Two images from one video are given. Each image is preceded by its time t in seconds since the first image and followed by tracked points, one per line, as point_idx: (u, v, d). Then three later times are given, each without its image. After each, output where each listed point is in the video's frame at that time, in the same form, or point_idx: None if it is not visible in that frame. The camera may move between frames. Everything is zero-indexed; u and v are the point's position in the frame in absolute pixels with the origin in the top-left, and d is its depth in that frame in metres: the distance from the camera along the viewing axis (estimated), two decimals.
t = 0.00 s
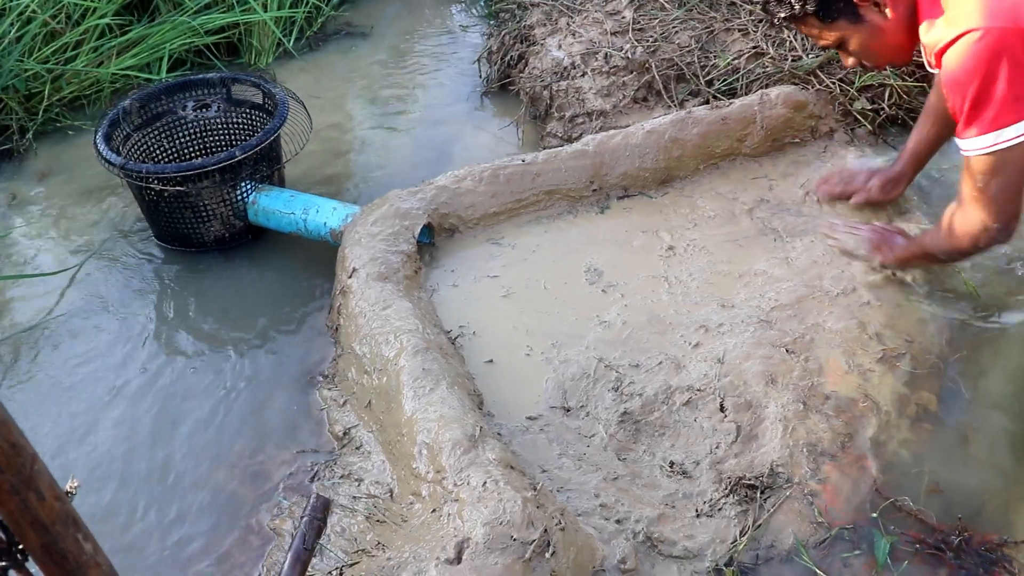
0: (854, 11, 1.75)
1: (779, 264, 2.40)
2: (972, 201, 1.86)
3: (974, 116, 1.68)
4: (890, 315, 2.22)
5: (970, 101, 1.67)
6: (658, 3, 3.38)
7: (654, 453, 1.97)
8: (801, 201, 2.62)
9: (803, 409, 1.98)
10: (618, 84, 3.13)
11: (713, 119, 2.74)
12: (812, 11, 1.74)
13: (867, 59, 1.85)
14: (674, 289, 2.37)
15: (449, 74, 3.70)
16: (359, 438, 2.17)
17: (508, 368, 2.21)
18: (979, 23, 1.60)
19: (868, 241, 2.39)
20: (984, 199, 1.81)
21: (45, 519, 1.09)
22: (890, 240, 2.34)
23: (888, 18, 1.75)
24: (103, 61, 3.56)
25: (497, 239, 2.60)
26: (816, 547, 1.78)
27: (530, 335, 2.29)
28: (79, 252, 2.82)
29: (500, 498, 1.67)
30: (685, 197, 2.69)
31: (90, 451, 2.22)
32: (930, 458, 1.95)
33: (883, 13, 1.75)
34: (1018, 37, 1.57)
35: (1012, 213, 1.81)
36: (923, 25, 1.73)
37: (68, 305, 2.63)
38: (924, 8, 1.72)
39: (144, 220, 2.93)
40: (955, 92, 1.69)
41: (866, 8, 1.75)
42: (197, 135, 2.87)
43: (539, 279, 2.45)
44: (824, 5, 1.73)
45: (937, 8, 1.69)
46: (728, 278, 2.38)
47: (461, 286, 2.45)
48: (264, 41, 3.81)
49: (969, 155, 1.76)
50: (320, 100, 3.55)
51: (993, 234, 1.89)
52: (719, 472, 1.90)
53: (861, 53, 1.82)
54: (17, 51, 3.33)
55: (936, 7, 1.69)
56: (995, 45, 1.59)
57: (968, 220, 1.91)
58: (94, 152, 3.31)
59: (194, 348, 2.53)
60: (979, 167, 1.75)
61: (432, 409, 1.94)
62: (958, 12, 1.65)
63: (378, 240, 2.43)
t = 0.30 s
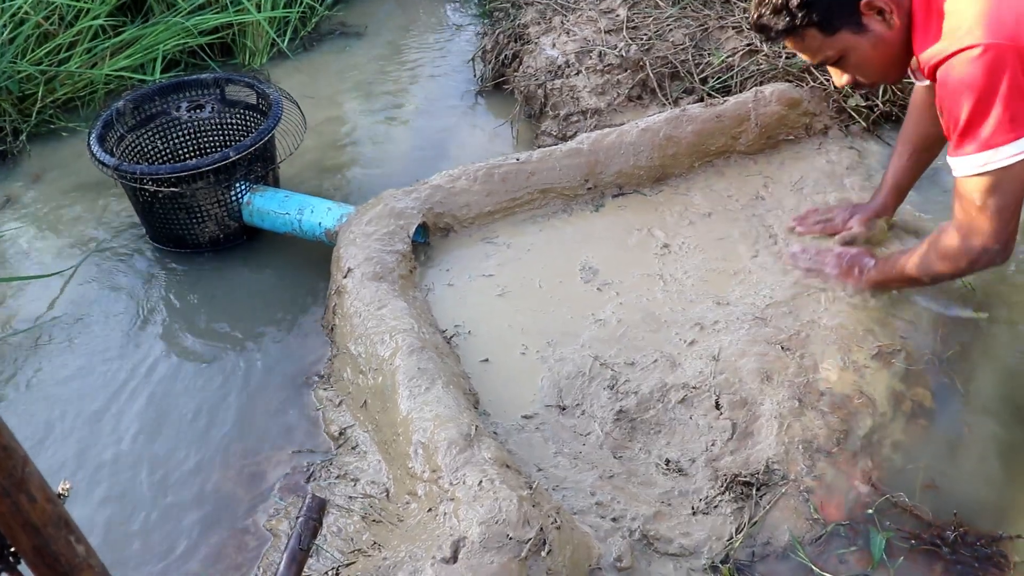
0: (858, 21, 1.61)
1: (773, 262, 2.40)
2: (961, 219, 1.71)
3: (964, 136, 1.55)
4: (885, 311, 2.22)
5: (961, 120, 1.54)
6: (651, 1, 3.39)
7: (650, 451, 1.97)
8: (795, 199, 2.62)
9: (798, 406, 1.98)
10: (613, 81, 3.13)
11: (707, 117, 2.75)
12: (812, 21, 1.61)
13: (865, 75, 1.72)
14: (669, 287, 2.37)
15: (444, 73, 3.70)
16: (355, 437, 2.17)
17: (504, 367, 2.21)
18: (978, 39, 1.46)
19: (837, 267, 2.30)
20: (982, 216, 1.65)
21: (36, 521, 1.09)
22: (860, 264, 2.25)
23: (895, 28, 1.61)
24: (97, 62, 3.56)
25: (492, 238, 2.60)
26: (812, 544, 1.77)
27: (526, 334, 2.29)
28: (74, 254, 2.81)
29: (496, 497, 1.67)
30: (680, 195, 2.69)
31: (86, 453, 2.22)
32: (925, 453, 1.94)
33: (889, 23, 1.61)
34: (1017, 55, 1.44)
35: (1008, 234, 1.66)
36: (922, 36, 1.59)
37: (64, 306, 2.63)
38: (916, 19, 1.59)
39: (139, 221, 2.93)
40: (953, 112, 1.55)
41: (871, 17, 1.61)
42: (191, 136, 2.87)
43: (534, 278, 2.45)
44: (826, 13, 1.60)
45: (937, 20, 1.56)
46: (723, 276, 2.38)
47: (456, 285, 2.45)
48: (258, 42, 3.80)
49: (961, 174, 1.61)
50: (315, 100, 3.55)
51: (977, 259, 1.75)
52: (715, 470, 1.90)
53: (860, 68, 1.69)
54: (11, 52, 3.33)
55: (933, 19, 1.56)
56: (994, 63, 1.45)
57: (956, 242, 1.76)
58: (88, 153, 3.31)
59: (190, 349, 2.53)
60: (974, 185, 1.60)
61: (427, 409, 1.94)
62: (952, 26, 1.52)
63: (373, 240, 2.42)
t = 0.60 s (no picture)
0: (857, 47, 1.46)
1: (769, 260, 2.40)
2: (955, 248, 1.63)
3: (970, 162, 1.44)
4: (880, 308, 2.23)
5: (968, 146, 1.43)
6: None
7: (646, 447, 1.97)
8: (791, 196, 2.62)
9: (794, 403, 1.98)
10: (608, 79, 3.13)
11: (702, 114, 2.75)
12: (808, 44, 1.45)
13: (861, 102, 1.57)
14: (664, 284, 2.37)
15: (439, 71, 3.69)
16: (351, 436, 2.16)
17: (500, 364, 2.21)
18: (991, 58, 1.35)
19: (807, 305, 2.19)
20: (978, 248, 1.57)
21: (29, 521, 1.09)
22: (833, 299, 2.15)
23: (895, 54, 1.47)
24: (91, 61, 3.55)
25: (488, 236, 2.59)
26: (807, 540, 1.77)
27: (522, 331, 2.28)
28: (68, 254, 2.81)
29: (491, 495, 1.67)
30: (675, 192, 2.69)
31: (82, 453, 2.22)
32: (921, 450, 1.94)
33: (890, 50, 1.46)
34: None
35: (1003, 265, 1.60)
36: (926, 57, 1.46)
37: (58, 306, 2.63)
38: (918, 41, 1.45)
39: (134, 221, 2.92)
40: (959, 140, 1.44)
41: (870, 42, 1.45)
42: (185, 135, 2.86)
43: (529, 275, 2.45)
44: (823, 37, 1.43)
45: (943, 41, 1.43)
46: (719, 272, 2.38)
47: (452, 283, 2.45)
48: (253, 40, 3.80)
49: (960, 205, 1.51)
50: (310, 98, 3.54)
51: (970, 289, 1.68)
52: (711, 466, 1.90)
53: (855, 95, 1.54)
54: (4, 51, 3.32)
55: (937, 40, 1.44)
56: (1005, 87, 1.34)
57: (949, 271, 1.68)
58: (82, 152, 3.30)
59: (185, 349, 2.53)
60: (974, 216, 1.50)
61: (423, 407, 1.94)
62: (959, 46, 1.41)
63: (369, 238, 2.42)
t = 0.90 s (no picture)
0: (879, 26, 1.36)
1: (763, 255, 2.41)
2: (947, 243, 1.41)
3: (990, 138, 1.30)
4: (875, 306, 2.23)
5: (990, 119, 1.30)
6: None
7: (642, 446, 1.97)
8: (786, 193, 2.62)
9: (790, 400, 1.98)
10: (602, 77, 3.13)
11: (697, 112, 2.75)
12: (832, 18, 1.33)
13: (870, 88, 1.48)
14: (660, 282, 2.37)
15: (434, 69, 3.69)
16: (347, 436, 2.16)
17: (496, 363, 2.21)
18: None
19: (769, 385, 1.83)
20: (982, 238, 1.36)
21: (21, 523, 1.08)
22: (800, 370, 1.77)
23: (917, 37, 1.38)
24: (85, 61, 3.55)
25: (483, 235, 2.59)
26: (804, 537, 1.77)
27: (517, 330, 2.28)
28: (63, 254, 2.80)
29: (487, 494, 1.66)
30: (670, 190, 2.69)
31: (77, 454, 2.21)
32: (917, 447, 1.95)
33: (912, 31, 1.38)
34: None
35: (1006, 258, 1.38)
36: (949, 35, 1.37)
37: (53, 307, 2.62)
38: (941, 23, 1.38)
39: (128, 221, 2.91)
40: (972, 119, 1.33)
41: (893, 21, 1.36)
42: (180, 134, 2.86)
43: (524, 274, 2.44)
44: (850, 12, 1.33)
45: (969, 18, 1.35)
46: (714, 270, 2.38)
47: (447, 282, 2.45)
48: (247, 40, 3.79)
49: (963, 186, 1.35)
50: (305, 98, 3.54)
51: (956, 303, 1.44)
52: (707, 464, 1.90)
53: (868, 79, 1.45)
54: None
55: (961, 19, 1.36)
56: None
57: (936, 278, 1.43)
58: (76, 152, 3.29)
59: (180, 349, 2.52)
60: (983, 198, 1.33)
61: (418, 406, 1.94)
62: (986, 21, 1.33)
63: (364, 237, 2.42)
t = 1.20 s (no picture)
0: (888, 70, 1.29)
1: (759, 253, 2.41)
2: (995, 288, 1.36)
3: None
4: (871, 304, 2.23)
5: None
6: None
7: (638, 444, 1.97)
8: (782, 192, 2.62)
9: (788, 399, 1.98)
10: (599, 76, 3.13)
11: (693, 110, 2.75)
12: (835, 60, 1.28)
13: (877, 130, 1.40)
14: (656, 280, 2.37)
15: (430, 68, 3.69)
16: (343, 434, 2.16)
17: (491, 362, 2.21)
18: None
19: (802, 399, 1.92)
20: None
21: (15, 521, 1.08)
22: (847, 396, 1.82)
23: (927, 85, 1.30)
24: (81, 59, 3.54)
25: (479, 233, 2.59)
26: (800, 536, 1.77)
27: (513, 329, 2.28)
28: (59, 253, 2.80)
29: (483, 493, 1.66)
30: (667, 188, 2.69)
31: (73, 454, 2.21)
32: (913, 446, 1.95)
33: (924, 79, 1.29)
34: None
35: None
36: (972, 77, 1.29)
37: (49, 306, 2.62)
38: (961, 64, 1.29)
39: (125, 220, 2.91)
40: (1008, 166, 1.26)
41: (903, 68, 1.28)
42: (176, 133, 2.85)
43: (521, 273, 2.44)
44: (854, 57, 1.27)
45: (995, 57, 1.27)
46: (710, 269, 2.38)
47: (443, 280, 2.45)
48: (244, 38, 3.79)
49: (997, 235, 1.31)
50: (302, 96, 3.54)
51: (1011, 340, 1.40)
52: (703, 463, 1.90)
53: (874, 123, 1.38)
54: None
55: (982, 58, 1.28)
56: None
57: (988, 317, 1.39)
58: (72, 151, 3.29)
59: (176, 348, 2.52)
60: None
61: (415, 404, 1.94)
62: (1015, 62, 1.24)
63: (360, 236, 2.42)
